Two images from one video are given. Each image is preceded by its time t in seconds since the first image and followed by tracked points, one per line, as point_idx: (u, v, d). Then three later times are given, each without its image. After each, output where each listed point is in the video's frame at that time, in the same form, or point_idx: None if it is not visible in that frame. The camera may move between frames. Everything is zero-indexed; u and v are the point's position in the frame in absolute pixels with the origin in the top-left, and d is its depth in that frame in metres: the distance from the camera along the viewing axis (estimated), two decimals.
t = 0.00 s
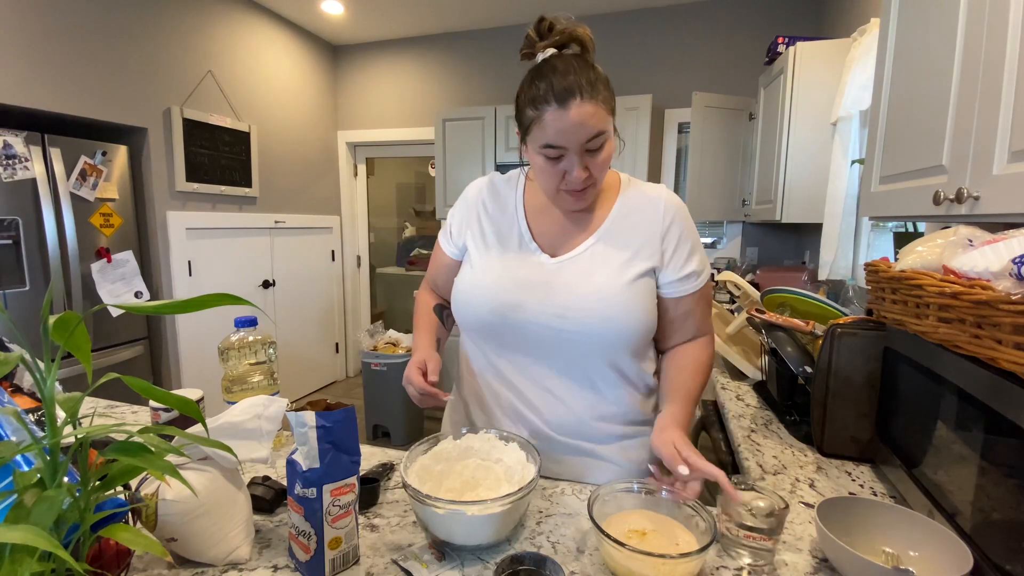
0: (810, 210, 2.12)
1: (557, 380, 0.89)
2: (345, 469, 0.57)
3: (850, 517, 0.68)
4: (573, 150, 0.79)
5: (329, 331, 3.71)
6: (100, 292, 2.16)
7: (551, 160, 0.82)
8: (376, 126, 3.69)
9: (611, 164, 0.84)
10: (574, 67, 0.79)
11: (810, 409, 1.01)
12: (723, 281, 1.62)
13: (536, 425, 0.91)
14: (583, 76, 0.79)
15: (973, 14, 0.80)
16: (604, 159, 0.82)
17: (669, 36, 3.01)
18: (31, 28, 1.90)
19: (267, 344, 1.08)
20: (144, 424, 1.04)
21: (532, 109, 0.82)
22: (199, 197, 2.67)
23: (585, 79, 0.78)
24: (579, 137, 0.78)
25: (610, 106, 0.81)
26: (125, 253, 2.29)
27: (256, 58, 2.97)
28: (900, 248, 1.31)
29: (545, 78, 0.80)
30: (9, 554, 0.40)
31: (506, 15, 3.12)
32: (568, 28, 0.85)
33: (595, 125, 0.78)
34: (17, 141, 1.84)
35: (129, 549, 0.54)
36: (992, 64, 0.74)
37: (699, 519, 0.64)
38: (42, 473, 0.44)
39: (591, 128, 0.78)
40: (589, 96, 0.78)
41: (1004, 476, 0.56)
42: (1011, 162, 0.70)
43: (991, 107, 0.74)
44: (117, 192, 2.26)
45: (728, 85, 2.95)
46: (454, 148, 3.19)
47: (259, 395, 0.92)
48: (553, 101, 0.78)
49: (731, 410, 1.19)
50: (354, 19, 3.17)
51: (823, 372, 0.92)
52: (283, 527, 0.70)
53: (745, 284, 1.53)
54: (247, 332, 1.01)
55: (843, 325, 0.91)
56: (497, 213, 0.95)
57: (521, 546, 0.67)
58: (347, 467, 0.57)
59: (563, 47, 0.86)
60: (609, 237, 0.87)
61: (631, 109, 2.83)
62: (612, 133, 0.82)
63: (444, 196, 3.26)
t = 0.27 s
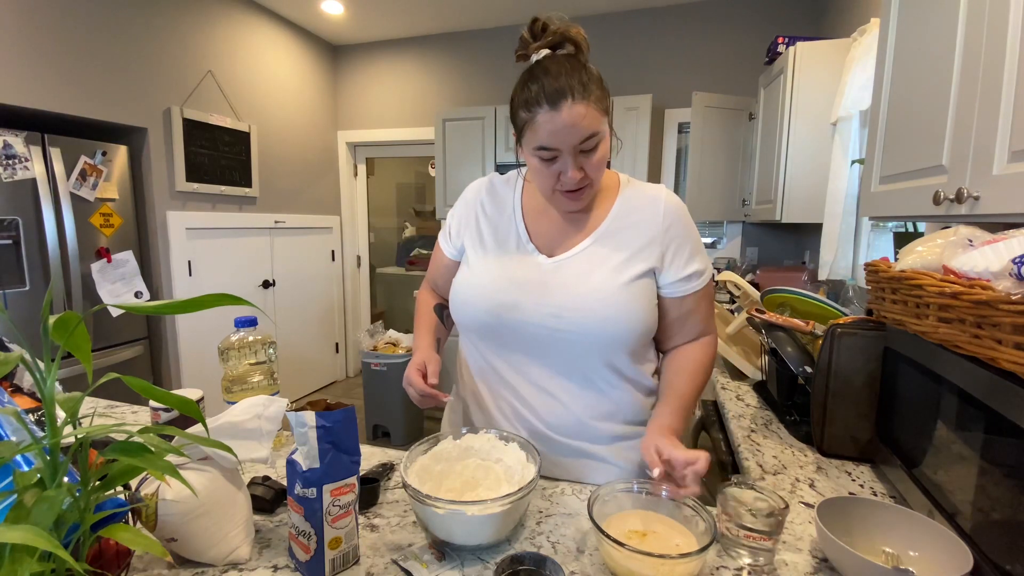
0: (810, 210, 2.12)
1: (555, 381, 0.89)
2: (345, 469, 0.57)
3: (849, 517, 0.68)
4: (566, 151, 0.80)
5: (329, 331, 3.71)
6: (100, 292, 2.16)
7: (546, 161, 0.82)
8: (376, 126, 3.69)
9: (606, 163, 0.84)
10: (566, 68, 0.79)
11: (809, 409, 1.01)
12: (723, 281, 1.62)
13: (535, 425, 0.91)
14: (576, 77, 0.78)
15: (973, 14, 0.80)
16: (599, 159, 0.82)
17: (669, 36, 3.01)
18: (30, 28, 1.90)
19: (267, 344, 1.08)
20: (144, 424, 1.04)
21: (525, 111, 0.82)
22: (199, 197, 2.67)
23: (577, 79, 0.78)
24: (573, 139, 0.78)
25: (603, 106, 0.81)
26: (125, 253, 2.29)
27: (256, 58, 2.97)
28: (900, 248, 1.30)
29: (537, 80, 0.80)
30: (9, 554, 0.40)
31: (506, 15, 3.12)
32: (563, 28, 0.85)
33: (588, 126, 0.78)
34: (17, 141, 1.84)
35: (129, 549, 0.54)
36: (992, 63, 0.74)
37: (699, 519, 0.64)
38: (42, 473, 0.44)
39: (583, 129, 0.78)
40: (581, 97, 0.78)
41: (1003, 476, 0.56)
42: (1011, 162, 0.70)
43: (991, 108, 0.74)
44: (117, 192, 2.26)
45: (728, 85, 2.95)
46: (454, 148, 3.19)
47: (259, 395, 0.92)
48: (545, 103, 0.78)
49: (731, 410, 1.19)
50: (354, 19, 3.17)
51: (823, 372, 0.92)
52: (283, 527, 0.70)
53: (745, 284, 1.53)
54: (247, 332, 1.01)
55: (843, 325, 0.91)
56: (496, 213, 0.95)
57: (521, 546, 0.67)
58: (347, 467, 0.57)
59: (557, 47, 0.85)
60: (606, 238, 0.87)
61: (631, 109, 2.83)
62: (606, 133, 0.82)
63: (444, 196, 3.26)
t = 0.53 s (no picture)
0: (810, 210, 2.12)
1: (553, 380, 0.89)
2: (345, 469, 0.57)
3: (849, 517, 0.68)
4: (564, 153, 0.79)
5: (329, 331, 3.71)
6: (100, 292, 2.16)
7: (543, 163, 0.82)
8: (376, 126, 3.69)
9: (604, 164, 0.83)
10: (563, 70, 0.79)
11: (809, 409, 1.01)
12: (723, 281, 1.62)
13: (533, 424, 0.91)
14: (573, 79, 0.78)
15: (973, 14, 0.80)
16: (596, 160, 0.82)
17: (669, 36, 3.01)
18: (30, 27, 1.90)
19: (267, 344, 1.08)
20: (144, 424, 1.04)
21: (523, 113, 0.82)
22: (199, 198, 2.67)
23: (573, 81, 0.78)
24: (569, 140, 0.78)
25: (601, 107, 0.80)
26: (125, 253, 2.29)
27: (256, 58, 2.97)
28: (900, 248, 1.30)
29: (534, 82, 0.80)
30: (9, 554, 0.40)
31: (506, 15, 3.12)
32: (562, 30, 0.85)
33: (585, 128, 0.78)
34: (17, 141, 1.84)
35: (129, 549, 0.54)
36: (992, 63, 0.74)
37: (698, 520, 0.64)
38: (42, 473, 0.44)
39: (580, 130, 0.77)
40: (578, 98, 0.77)
41: (1004, 477, 0.56)
42: (1011, 162, 0.70)
43: (991, 108, 0.74)
44: (117, 192, 2.26)
45: (728, 85, 2.95)
46: (454, 148, 3.19)
47: (259, 395, 0.92)
48: (541, 105, 0.78)
49: (731, 410, 1.19)
50: (354, 19, 3.17)
51: (822, 372, 0.92)
52: (283, 527, 0.70)
53: (745, 284, 1.53)
54: (247, 332, 1.01)
55: (843, 324, 0.91)
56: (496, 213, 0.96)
57: (521, 546, 0.66)
58: (347, 467, 0.57)
59: (556, 48, 0.85)
60: (605, 238, 0.87)
61: (631, 109, 2.83)
62: (604, 134, 0.81)
63: (444, 196, 3.26)
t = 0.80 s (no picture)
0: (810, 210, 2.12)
1: (552, 380, 0.89)
2: (345, 469, 0.57)
3: (850, 517, 0.68)
4: (555, 155, 0.80)
5: (329, 331, 3.71)
6: (100, 292, 2.16)
7: (535, 164, 0.83)
8: (376, 126, 3.69)
9: (597, 166, 0.83)
10: (555, 72, 0.79)
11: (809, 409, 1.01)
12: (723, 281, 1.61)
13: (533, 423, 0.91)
14: (564, 81, 0.78)
15: (973, 14, 0.80)
16: (589, 161, 0.81)
17: (669, 36, 3.01)
18: (31, 27, 1.90)
19: (267, 344, 1.08)
20: (144, 424, 1.04)
21: (515, 115, 0.82)
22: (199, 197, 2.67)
23: (565, 83, 0.78)
24: (560, 142, 0.78)
25: (593, 108, 0.80)
26: (125, 253, 2.29)
27: (256, 58, 2.97)
28: (900, 248, 1.30)
29: (526, 84, 0.80)
30: (9, 554, 0.40)
31: (506, 15, 3.12)
32: (556, 32, 0.85)
33: (576, 130, 0.78)
34: (17, 141, 1.84)
35: (129, 548, 0.54)
36: (992, 63, 0.74)
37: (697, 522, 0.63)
38: (42, 473, 0.44)
39: (571, 133, 0.77)
40: (569, 100, 0.77)
41: (1003, 476, 0.56)
42: (1011, 162, 0.70)
43: (991, 108, 0.74)
44: (117, 192, 2.26)
45: (728, 85, 2.95)
46: (454, 148, 3.19)
47: (259, 395, 0.92)
48: (532, 107, 0.79)
49: (731, 410, 1.19)
50: (354, 19, 3.17)
51: (823, 372, 0.92)
52: (284, 527, 0.70)
53: (745, 284, 1.53)
54: (247, 332, 1.01)
55: (843, 325, 0.91)
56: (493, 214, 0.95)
57: (521, 546, 0.67)
58: (347, 467, 0.57)
59: (552, 49, 0.86)
60: (602, 238, 0.87)
61: (631, 109, 2.83)
62: (597, 135, 0.81)
63: (444, 196, 3.26)
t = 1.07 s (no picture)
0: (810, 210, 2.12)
1: (551, 380, 0.89)
2: (345, 469, 0.57)
3: (849, 517, 0.68)
4: (541, 156, 0.81)
5: (328, 331, 3.71)
6: (100, 292, 2.16)
7: (523, 164, 0.84)
8: (376, 126, 3.69)
9: (584, 166, 0.84)
10: (541, 74, 0.80)
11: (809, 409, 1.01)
12: (723, 281, 1.61)
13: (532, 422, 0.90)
14: (550, 83, 0.79)
15: (973, 14, 0.80)
16: (575, 162, 0.82)
17: (669, 36, 3.01)
18: (31, 27, 1.90)
19: (267, 344, 1.08)
20: (144, 424, 1.04)
21: (503, 117, 0.83)
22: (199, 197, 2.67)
23: (550, 85, 0.78)
24: (544, 144, 0.79)
25: (579, 110, 0.80)
26: (125, 253, 2.29)
27: (256, 58, 2.97)
28: (900, 248, 1.30)
29: (513, 86, 0.81)
30: (9, 554, 0.40)
31: (506, 15, 3.12)
32: (546, 34, 0.84)
33: (560, 132, 0.78)
34: (17, 141, 1.84)
35: (129, 549, 0.54)
36: (992, 63, 0.74)
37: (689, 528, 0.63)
38: (42, 473, 0.44)
39: (555, 134, 0.78)
40: (553, 103, 0.78)
41: (1003, 476, 0.56)
42: (1011, 162, 0.70)
43: (991, 108, 0.74)
44: (117, 192, 2.26)
45: (728, 85, 2.95)
46: (455, 148, 3.19)
47: (259, 395, 0.92)
48: (518, 109, 0.79)
49: (731, 410, 1.19)
50: (354, 19, 3.17)
51: (823, 372, 0.92)
52: (284, 527, 0.70)
53: (745, 284, 1.53)
54: (247, 332, 1.01)
55: (843, 324, 0.91)
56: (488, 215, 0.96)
57: (521, 546, 0.66)
58: (347, 467, 0.57)
59: (541, 51, 0.86)
60: (599, 238, 0.87)
61: (631, 109, 2.83)
62: (583, 136, 0.82)
63: (444, 196, 3.26)
